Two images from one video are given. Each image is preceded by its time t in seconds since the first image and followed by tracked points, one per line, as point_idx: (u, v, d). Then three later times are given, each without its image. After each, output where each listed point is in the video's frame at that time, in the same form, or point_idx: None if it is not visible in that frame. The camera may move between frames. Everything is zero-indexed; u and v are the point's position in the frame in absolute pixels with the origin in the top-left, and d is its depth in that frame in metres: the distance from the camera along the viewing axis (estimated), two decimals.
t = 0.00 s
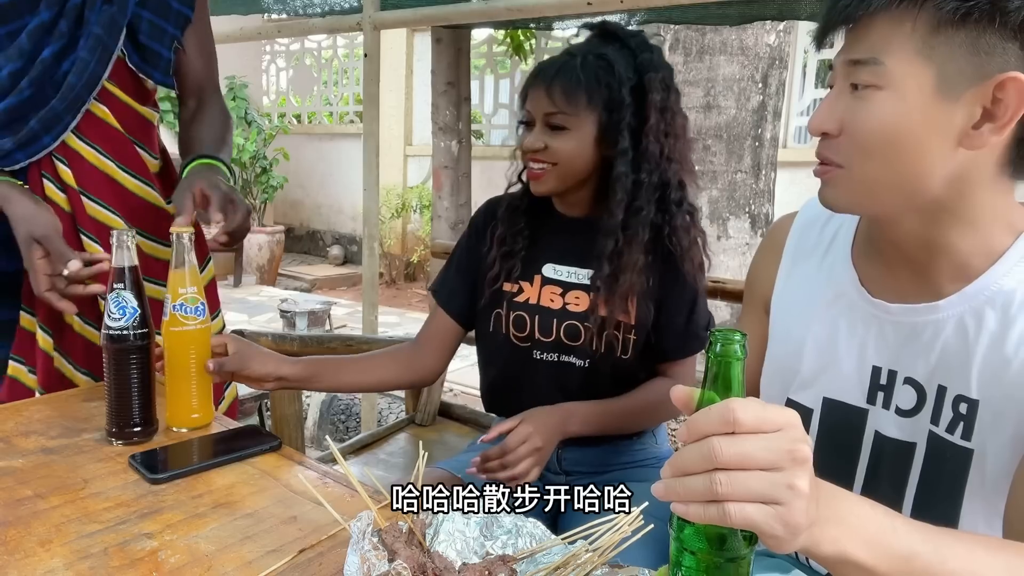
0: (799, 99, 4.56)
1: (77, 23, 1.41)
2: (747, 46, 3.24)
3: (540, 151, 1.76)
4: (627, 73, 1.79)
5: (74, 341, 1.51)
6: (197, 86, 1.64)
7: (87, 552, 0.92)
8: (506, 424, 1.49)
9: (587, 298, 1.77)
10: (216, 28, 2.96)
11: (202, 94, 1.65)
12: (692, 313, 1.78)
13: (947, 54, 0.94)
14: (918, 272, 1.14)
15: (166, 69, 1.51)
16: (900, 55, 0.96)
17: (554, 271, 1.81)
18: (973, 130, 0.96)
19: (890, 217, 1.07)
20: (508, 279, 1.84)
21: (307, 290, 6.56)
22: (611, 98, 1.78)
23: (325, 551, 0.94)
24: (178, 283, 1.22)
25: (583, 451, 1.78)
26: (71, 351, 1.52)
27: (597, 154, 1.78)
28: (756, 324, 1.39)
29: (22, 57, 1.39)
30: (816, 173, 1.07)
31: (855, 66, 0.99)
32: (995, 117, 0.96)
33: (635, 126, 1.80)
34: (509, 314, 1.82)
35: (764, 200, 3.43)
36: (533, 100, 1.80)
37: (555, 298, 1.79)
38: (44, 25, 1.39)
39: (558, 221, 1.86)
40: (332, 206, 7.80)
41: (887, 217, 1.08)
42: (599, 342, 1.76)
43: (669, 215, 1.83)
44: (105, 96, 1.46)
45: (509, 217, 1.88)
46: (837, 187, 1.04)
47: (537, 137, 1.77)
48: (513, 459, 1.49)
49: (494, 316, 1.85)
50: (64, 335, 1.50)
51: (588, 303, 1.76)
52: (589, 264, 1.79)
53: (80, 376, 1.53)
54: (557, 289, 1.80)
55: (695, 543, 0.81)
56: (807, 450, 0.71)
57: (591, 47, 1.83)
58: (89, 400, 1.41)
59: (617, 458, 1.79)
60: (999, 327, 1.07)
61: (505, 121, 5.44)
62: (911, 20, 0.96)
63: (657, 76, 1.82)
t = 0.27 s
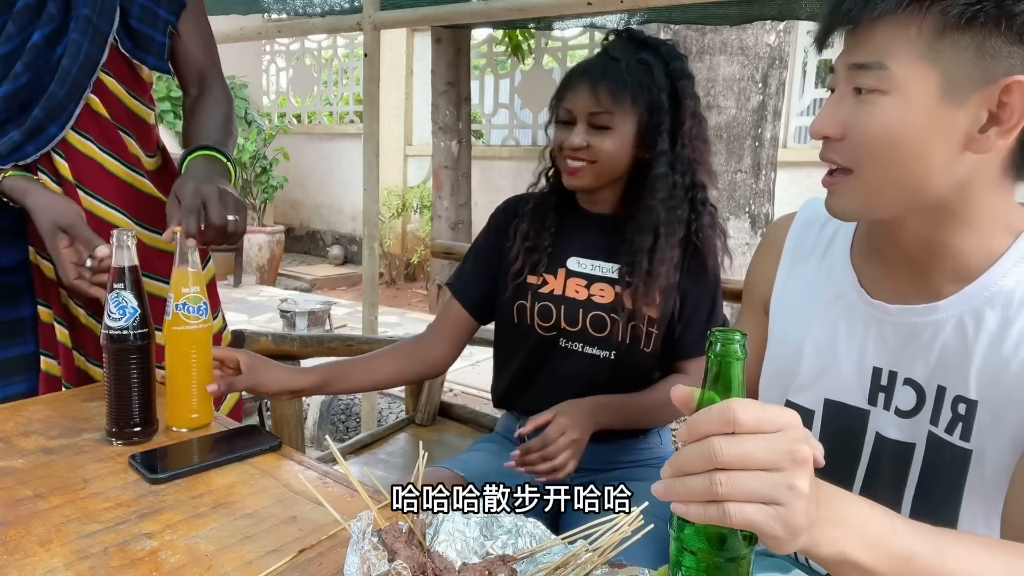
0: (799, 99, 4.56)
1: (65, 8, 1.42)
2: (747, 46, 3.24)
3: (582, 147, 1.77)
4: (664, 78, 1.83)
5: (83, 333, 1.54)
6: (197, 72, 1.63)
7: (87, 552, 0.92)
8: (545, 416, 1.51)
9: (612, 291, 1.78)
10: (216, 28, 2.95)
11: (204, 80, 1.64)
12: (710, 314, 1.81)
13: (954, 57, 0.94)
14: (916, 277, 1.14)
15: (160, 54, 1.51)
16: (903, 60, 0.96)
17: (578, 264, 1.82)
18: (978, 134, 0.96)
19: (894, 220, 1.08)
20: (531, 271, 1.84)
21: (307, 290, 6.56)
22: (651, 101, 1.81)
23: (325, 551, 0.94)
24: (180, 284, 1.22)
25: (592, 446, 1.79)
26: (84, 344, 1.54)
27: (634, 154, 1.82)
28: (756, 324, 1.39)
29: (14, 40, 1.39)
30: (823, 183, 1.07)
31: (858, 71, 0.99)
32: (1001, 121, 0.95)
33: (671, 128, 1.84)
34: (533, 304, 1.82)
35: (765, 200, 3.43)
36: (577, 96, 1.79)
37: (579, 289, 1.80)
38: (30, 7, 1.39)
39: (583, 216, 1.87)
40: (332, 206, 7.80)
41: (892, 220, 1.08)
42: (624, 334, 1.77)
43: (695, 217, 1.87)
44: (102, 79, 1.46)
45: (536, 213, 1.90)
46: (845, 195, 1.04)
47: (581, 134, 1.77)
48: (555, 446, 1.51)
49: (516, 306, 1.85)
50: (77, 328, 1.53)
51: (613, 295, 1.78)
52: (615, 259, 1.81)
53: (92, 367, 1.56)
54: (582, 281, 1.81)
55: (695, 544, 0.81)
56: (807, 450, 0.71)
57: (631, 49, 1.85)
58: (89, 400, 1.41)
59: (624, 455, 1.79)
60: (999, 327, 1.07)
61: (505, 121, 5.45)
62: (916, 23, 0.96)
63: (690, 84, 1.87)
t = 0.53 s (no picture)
0: (799, 99, 4.56)
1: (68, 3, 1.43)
2: (747, 46, 3.24)
3: (616, 150, 1.76)
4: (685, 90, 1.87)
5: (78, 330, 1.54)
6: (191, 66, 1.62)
7: (87, 552, 0.92)
8: (569, 414, 1.54)
9: (617, 287, 1.79)
10: (216, 28, 2.95)
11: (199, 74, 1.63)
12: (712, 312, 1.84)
13: (948, 61, 0.94)
14: (918, 277, 1.14)
15: (155, 49, 1.53)
16: (900, 63, 0.95)
17: (583, 261, 1.83)
18: (976, 138, 0.96)
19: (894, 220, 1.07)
20: (537, 270, 1.83)
21: (307, 290, 6.56)
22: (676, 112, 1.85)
23: (325, 551, 0.94)
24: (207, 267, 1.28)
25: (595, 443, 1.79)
26: (77, 341, 1.54)
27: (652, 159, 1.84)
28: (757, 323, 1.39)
29: (25, 34, 1.40)
30: (823, 182, 1.07)
31: (855, 76, 0.99)
32: (999, 124, 0.95)
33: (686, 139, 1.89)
34: (539, 300, 1.82)
35: (765, 200, 3.43)
36: (616, 97, 1.77)
37: (585, 286, 1.80)
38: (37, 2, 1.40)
39: (593, 217, 1.88)
40: (332, 206, 7.80)
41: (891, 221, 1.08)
42: (629, 329, 1.77)
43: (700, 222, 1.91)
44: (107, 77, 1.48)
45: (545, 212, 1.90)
46: (846, 197, 1.04)
47: (617, 136, 1.77)
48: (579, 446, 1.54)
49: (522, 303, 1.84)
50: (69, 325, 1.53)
51: (618, 292, 1.79)
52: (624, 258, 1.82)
53: (85, 365, 1.56)
54: (587, 278, 1.81)
55: (695, 543, 0.81)
56: (807, 451, 0.71)
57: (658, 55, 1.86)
58: (89, 400, 1.41)
59: (626, 453, 1.79)
60: (1000, 329, 1.07)
61: (505, 121, 5.45)
62: (911, 25, 0.95)
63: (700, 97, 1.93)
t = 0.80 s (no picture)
0: (799, 99, 4.56)
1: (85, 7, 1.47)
2: (747, 46, 3.24)
3: (613, 149, 1.76)
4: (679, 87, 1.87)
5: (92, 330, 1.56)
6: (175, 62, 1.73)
7: (87, 552, 0.92)
8: (569, 419, 1.54)
9: (615, 289, 1.79)
10: (215, 28, 2.95)
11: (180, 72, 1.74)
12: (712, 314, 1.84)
13: (947, 62, 0.93)
14: (918, 281, 1.14)
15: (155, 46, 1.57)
16: (901, 61, 0.95)
17: (582, 263, 1.83)
18: (966, 142, 0.96)
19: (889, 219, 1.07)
20: (535, 272, 1.84)
21: (307, 290, 6.56)
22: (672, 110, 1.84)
23: (325, 551, 0.94)
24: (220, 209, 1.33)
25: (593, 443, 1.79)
26: (87, 342, 1.56)
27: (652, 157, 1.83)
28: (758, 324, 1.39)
29: (52, 40, 1.45)
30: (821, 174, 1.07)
31: (859, 64, 0.99)
32: (992, 128, 0.94)
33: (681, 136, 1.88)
34: (537, 303, 1.81)
35: (764, 201, 3.43)
36: (610, 95, 1.77)
37: (583, 287, 1.79)
38: (59, 6, 1.44)
39: (593, 218, 1.87)
40: (331, 206, 7.80)
41: (887, 220, 1.08)
42: (628, 331, 1.77)
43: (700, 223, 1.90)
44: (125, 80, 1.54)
45: (545, 213, 1.90)
46: (839, 189, 1.04)
47: (614, 136, 1.77)
48: (580, 450, 1.55)
49: (521, 304, 1.84)
50: (82, 328, 1.54)
51: (617, 294, 1.78)
52: (622, 259, 1.82)
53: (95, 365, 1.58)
54: (585, 279, 1.81)
55: (695, 544, 0.81)
56: (808, 451, 0.71)
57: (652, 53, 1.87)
58: (89, 400, 1.41)
59: (626, 453, 1.79)
60: (1000, 330, 1.07)
61: (505, 121, 5.45)
62: (912, 27, 0.95)
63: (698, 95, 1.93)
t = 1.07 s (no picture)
0: (799, 99, 4.55)
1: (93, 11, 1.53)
2: (747, 46, 3.24)
3: (608, 145, 1.76)
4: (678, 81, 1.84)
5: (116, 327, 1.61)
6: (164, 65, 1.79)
7: (87, 552, 0.92)
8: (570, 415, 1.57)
9: (613, 294, 1.79)
10: (215, 28, 2.95)
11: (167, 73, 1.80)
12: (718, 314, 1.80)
13: (954, 61, 0.93)
14: (917, 284, 1.14)
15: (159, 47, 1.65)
16: (909, 57, 0.95)
17: (581, 267, 1.83)
18: (968, 143, 0.96)
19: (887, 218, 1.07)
20: (535, 274, 1.85)
21: (307, 290, 6.56)
22: (672, 104, 1.83)
23: (325, 551, 0.94)
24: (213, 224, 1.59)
25: (590, 445, 1.79)
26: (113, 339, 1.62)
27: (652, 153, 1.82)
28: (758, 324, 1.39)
29: (65, 43, 1.50)
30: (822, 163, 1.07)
31: (867, 56, 0.99)
32: (994, 131, 0.94)
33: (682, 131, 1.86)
34: (535, 307, 1.83)
35: (765, 201, 3.43)
36: (605, 92, 1.77)
37: (581, 292, 1.80)
38: (71, 9, 1.49)
39: (593, 219, 1.87)
40: (331, 206, 7.80)
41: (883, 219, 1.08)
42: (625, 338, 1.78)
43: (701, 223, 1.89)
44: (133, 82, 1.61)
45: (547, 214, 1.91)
46: (837, 179, 1.05)
47: (608, 132, 1.76)
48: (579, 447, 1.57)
49: (520, 308, 1.85)
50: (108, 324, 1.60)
51: (614, 298, 1.79)
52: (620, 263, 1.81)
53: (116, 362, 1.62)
54: (583, 284, 1.81)
55: (696, 544, 0.81)
56: (808, 451, 0.71)
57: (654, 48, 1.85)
58: (89, 400, 1.41)
59: (625, 455, 1.79)
60: (1001, 332, 1.07)
61: (505, 121, 5.45)
62: (925, 20, 0.94)
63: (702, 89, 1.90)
